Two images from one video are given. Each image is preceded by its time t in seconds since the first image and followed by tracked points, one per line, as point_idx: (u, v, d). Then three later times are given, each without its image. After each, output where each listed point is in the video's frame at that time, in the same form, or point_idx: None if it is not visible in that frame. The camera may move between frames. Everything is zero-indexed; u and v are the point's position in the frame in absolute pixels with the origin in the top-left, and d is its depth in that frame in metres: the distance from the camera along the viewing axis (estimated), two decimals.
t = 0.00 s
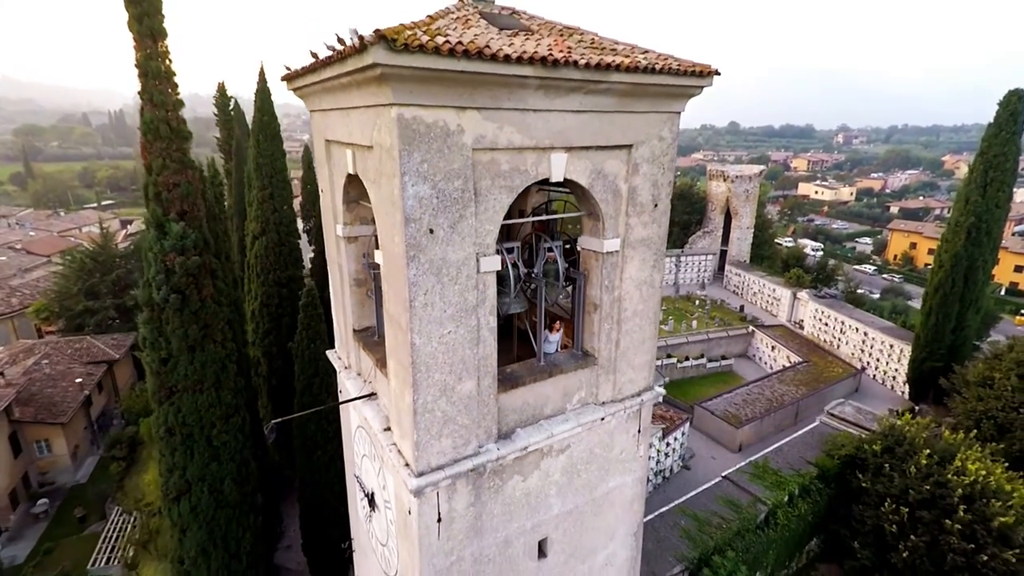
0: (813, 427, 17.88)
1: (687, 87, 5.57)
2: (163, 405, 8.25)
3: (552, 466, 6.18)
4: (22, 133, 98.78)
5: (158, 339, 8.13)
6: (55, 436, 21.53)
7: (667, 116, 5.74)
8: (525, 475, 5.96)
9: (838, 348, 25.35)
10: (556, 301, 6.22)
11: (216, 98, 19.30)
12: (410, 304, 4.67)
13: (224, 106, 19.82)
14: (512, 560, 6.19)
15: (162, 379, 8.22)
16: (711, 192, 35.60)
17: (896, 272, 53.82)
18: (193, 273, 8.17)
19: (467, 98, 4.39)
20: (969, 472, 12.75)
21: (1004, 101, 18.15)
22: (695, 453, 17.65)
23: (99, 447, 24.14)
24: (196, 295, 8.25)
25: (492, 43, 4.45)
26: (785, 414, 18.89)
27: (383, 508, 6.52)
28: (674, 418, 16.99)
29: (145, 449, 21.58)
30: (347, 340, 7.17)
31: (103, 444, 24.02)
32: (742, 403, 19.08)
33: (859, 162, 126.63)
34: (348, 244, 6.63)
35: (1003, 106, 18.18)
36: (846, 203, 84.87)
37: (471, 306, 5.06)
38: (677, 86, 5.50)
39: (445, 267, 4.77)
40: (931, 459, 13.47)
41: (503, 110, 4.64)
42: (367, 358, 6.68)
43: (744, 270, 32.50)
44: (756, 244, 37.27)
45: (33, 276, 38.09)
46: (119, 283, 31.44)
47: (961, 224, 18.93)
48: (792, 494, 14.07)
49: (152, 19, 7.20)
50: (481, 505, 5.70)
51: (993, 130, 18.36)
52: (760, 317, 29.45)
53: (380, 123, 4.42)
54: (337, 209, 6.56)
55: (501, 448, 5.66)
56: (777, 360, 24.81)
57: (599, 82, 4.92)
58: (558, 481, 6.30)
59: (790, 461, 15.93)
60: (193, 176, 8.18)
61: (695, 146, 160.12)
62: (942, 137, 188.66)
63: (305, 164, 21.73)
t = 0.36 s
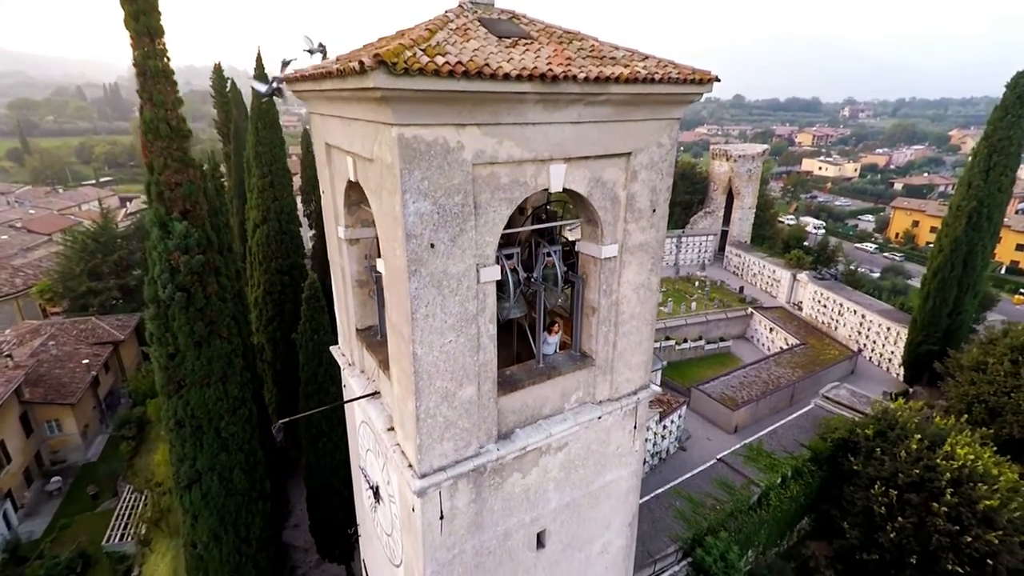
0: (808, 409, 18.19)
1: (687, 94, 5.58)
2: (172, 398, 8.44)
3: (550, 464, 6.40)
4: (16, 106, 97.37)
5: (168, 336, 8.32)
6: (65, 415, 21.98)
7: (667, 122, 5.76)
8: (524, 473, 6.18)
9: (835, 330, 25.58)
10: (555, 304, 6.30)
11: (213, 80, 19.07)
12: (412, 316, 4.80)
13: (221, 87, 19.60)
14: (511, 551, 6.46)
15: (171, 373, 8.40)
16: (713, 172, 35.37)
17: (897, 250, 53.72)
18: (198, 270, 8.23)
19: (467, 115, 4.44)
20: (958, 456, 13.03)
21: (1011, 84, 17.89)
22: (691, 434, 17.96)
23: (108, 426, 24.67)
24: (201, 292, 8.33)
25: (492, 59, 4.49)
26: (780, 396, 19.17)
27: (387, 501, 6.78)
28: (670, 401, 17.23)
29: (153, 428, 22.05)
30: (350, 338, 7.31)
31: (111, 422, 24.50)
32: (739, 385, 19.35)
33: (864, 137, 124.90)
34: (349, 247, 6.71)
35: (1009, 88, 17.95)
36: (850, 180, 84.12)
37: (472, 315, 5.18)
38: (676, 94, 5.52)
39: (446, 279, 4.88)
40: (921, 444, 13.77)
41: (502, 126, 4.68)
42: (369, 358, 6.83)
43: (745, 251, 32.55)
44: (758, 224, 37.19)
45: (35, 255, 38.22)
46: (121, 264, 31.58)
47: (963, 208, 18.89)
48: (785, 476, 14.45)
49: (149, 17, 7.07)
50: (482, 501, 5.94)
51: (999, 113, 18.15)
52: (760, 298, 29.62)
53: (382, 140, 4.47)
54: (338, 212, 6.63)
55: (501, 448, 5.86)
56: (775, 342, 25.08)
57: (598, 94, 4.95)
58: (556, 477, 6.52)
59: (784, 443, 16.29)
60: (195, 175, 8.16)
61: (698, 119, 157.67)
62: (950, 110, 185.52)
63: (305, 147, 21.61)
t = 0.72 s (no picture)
0: (804, 391, 18.55)
1: (686, 102, 5.67)
2: (184, 389, 8.70)
3: (550, 456, 6.70)
4: (8, 80, 95.81)
5: (177, 328, 8.50)
6: (76, 395, 22.46)
7: (665, 128, 5.86)
8: (524, 465, 6.49)
9: (833, 311, 25.82)
10: (554, 305, 6.50)
11: (209, 60, 18.84)
12: (417, 323, 5.00)
13: (218, 68, 19.36)
14: (512, 537, 6.82)
15: (182, 365, 8.63)
16: (715, 151, 35.09)
17: (899, 228, 53.57)
18: (206, 266, 8.38)
19: (469, 131, 4.57)
20: (946, 439, 13.36)
21: (1018, 65, 17.66)
22: (688, 414, 18.33)
23: (118, 405, 25.23)
24: (210, 287, 8.49)
25: (494, 77, 4.61)
26: (776, 377, 19.52)
27: (394, 490, 7.11)
28: (668, 382, 17.46)
29: (163, 408, 22.59)
30: (356, 333, 7.54)
31: (121, 401, 25.05)
32: (735, 367, 19.66)
33: (871, 111, 122.83)
34: (354, 246, 6.87)
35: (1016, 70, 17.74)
36: (854, 155, 83.19)
37: (474, 320, 5.39)
38: (674, 102, 5.61)
39: (449, 288, 5.08)
40: (911, 426, 14.12)
41: (503, 139, 4.81)
42: (375, 354, 7.07)
43: (745, 232, 32.62)
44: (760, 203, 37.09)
45: (37, 235, 38.35)
46: (123, 244, 31.72)
47: (964, 192, 18.90)
48: (777, 457, 14.88)
49: (150, 16, 7.04)
50: (484, 492, 6.26)
51: (1004, 95, 17.95)
52: (759, 279, 29.82)
53: (386, 156, 4.61)
54: (343, 212, 6.78)
55: (503, 443, 6.15)
56: (772, 323, 25.38)
57: (597, 105, 5.05)
58: (555, 467, 6.83)
59: (778, 424, 16.70)
60: (200, 172, 8.16)
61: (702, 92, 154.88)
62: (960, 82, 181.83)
63: (304, 129, 21.48)
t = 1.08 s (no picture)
0: (796, 368, 19.07)
1: (679, 105, 5.92)
2: (201, 372, 9.13)
3: (548, 436, 7.16)
4: None
5: (191, 315, 8.87)
6: (88, 371, 23.07)
7: (660, 129, 6.12)
8: (524, 444, 6.96)
9: (829, 290, 26.21)
10: (552, 297, 6.88)
11: (208, 40, 18.78)
12: (424, 317, 5.38)
13: (217, 48, 19.29)
14: (512, 509, 7.34)
15: (198, 349, 9.04)
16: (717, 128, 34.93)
17: (900, 204, 53.55)
18: (219, 256, 8.71)
19: (472, 141, 4.86)
20: (929, 416, 13.87)
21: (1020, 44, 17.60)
22: (683, 391, 18.85)
23: (129, 381, 25.90)
24: (223, 276, 8.83)
25: (494, 89, 4.88)
26: (769, 356, 20.01)
27: (402, 467, 7.61)
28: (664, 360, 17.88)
29: (173, 384, 23.24)
30: (364, 320, 7.95)
31: (131, 377, 25.70)
32: (730, 345, 20.12)
33: (877, 82, 120.75)
34: (361, 240, 7.21)
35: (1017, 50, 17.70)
36: (858, 129, 82.28)
37: (476, 313, 5.77)
38: (668, 105, 5.86)
39: (454, 284, 5.44)
40: (897, 404, 14.63)
41: (504, 146, 5.10)
42: (382, 341, 7.49)
43: (745, 210, 32.82)
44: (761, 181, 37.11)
45: (40, 212, 38.59)
46: (127, 223, 31.99)
47: (961, 173, 19.05)
48: (768, 433, 15.46)
49: (158, 14, 7.24)
50: (486, 469, 6.75)
51: (1005, 76, 17.95)
52: (757, 257, 30.15)
53: (395, 164, 4.91)
54: (350, 208, 7.09)
55: (504, 425, 6.61)
56: (769, 302, 25.84)
57: (593, 111, 5.32)
58: (553, 447, 7.30)
59: (769, 401, 17.28)
60: (210, 166, 8.42)
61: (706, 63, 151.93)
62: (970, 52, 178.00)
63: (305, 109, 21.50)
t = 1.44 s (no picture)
0: (788, 344, 19.71)
1: (669, 102, 6.33)
2: (221, 348, 9.73)
3: (545, 408, 7.78)
4: None
5: (210, 294, 9.41)
6: (101, 346, 23.77)
7: (651, 124, 6.52)
8: (523, 415, 7.59)
9: (824, 267, 26.69)
10: (550, 281, 7.43)
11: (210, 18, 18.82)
12: (433, 301, 5.92)
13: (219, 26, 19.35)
14: (512, 473, 8.03)
15: (218, 328, 9.61)
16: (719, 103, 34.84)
17: (901, 179, 53.51)
18: (236, 240, 9.19)
19: (476, 141, 5.33)
20: (911, 389, 14.54)
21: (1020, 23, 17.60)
22: (677, 366, 19.45)
23: (141, 355, 26.65)
24: (240, 259, 9.33)
25: (497, 93, 5.31)
26: (762, 332, 20.57)
27: (411, 435, 8.27)
28: (658, 336, 18.41)
29: (184, 358, 23.99)
30: (374, 301, 8.49)
31: (142, 351, 26.45)
32: (725, 322, 20.64)
33: (885, 53, 118.37)
34: (372, 227, 7.70)
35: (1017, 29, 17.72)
36: (864, 102, 81.24)
37: (480, 297, 6.31)
38: (659, 102, 6.27)
39: (459, 271, 5.96)
40: (881, 378, 15.27)
41: (505, 145, 5.56)
42: (392, 321, 8.06)
43: (744, 187, 33.08)
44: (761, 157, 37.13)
45: (43, 189, 38.83)
46: (131, 200, 32.31)
47: (955, 153, 19.29)
48: (757, 405, 16.19)
49: (174, 8, 7.59)
50: (489, 437, 7.40)
51: (1004, 55, 18.01)
52: (755, 235, 30.56)
53: (406, 162, 5.39)
54: (361, 197, 7.56)
55: (505, 397, 7.23)
56: (764, 279, 26.38)
57: (588, 111, 5.75)
58: (550, 417, 7.93)
59: (760, 376, 17.97)
60: (226, 154, 8.84)
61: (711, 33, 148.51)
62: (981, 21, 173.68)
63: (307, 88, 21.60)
